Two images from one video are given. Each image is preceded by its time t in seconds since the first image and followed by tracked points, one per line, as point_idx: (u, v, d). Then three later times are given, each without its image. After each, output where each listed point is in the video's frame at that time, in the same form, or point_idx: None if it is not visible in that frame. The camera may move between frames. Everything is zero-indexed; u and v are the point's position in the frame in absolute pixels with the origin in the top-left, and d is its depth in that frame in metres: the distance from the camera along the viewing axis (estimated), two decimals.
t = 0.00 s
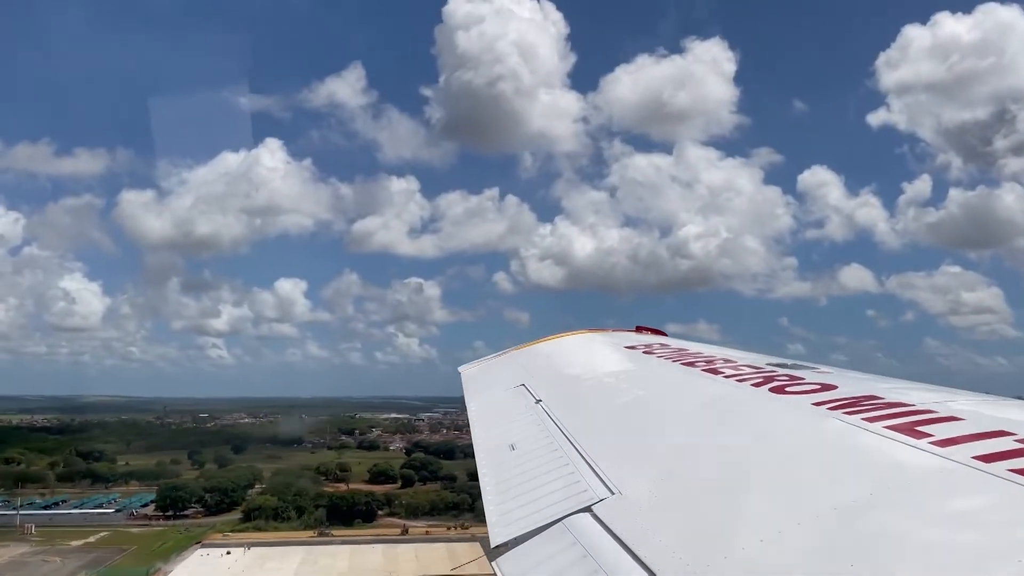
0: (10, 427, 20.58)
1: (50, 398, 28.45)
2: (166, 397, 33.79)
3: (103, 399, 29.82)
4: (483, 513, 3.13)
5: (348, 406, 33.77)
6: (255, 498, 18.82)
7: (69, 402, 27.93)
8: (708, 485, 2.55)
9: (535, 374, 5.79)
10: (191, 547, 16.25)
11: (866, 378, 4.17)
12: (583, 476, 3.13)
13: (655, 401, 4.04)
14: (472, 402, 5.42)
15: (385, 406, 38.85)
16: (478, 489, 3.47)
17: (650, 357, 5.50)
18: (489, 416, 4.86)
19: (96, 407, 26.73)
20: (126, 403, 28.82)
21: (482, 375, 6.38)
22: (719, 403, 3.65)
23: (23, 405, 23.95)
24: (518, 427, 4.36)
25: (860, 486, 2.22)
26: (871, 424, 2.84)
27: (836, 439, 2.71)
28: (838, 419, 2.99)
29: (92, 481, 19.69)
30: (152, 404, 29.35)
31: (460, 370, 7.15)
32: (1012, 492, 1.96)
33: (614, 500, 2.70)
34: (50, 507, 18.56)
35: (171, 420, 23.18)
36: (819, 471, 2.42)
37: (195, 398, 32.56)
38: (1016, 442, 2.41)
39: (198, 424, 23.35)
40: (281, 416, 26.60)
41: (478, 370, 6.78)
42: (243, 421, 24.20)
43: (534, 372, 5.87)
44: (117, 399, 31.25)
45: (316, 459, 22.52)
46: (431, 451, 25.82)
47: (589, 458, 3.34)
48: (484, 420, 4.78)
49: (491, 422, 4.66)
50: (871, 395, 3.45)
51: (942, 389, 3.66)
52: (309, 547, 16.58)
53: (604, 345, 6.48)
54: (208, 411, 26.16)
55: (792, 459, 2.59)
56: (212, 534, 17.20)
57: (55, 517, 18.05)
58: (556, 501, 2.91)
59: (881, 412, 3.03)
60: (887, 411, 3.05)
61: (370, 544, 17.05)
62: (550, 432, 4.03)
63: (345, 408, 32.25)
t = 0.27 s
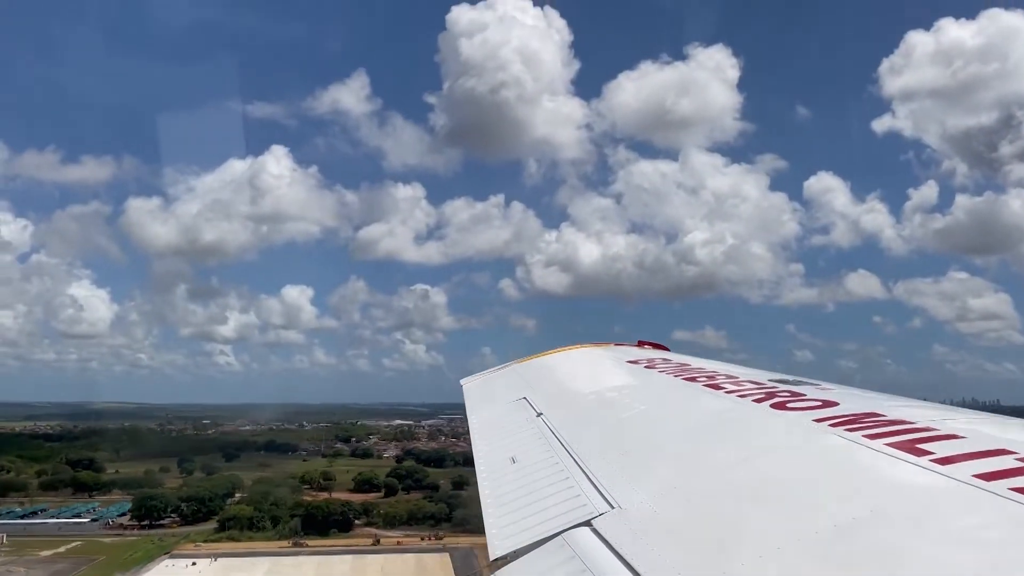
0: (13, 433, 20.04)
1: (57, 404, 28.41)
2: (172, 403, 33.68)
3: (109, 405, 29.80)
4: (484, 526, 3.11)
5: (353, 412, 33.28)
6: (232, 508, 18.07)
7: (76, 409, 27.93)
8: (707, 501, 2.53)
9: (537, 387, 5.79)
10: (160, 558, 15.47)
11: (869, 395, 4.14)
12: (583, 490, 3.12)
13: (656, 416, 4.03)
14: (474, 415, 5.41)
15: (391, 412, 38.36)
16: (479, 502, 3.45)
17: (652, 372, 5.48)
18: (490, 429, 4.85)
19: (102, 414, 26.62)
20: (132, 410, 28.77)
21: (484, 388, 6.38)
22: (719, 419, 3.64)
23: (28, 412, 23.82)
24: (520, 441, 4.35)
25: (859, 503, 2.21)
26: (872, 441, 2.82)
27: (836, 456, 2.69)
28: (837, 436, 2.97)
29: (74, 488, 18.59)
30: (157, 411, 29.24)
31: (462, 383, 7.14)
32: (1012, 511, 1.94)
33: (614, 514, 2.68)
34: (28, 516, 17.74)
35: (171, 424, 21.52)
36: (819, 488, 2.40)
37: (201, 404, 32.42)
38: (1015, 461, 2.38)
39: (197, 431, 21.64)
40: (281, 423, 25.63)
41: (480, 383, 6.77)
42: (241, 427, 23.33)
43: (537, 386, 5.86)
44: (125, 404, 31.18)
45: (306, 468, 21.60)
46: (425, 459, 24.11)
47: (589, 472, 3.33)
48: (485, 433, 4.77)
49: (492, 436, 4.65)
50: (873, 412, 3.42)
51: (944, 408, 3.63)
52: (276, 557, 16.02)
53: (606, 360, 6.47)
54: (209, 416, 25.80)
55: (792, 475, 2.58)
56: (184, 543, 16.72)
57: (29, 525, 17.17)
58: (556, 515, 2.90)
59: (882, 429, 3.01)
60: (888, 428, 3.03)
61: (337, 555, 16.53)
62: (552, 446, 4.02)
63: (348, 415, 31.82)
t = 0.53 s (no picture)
0: (7, 435, 19.72)
1: (61, 405, 28.30)
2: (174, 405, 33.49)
3: (112, 408, 29.69)
4: (486, 538, 3.10)
5: (355, 417, 32.74)
6: (206, 513, 16.84)
7: (81, 410, 27.86)
8: (711, 518, 2.51)
9: (542, 399, 5.76)
10: (128, 564, 14.22)
11: (876, 416, 4.10)
12: (586, 503, 3.09)
13: (660, 431, 4.00)
14: (479, 425, 5.39)
15: (394, 417, 37.89)
16: (481, 514, 3.44)
17: (658, 386, 5.45)
18: (495, 439, 4.83)
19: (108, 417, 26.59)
20: (134, 412, 28.67)
21: (489, 399, 6.37)
22: (725, 436, 3.61)
23: (29, 413, 23.52)
24: (525, 452, 4.33)
25: (865, 526, 2.18)
26: (879, 462, 2.80)
27: (843, 477, 2.67)
28: (843, 456, 2.95)
29: (55, 493, 17.36)
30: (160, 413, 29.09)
31: (467, 393, 7.12)
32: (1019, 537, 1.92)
33: (617, 529, 2.66)
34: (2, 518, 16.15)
35: (170, 427, 20.82)
36: (827, 508, 2.37)
37: (202, 407, 32.21)
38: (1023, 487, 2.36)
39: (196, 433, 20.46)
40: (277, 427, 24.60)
41: (485, 393, 6.75)
42: (242, 431, 22.27)
43: (543, 397, 5.84)
44: (129, 406, 31.00)
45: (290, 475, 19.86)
46: (414, 466, 22.65)
47: (593, 486, 3.31)
48: (489, 444, 4.76)
49: (496, 447, 4.64)
50: (881, 433, 3.39)
51: (952, 431, 3.59)
52: (241, 566, 14.76)
53: (613, 372, 6.45)
54: (211, 417, 25.15)
55: (799, 495, 2.55)
56: (153, 549, 15.34)
57: None
58: (558, 528, 2.89)
59: (890, 451, 2.98)
60: (896, 450, 3.00)
61: (305, 561, 15.59)
62: (556, 458, 4.01)
63: (350, 418, 31.46)
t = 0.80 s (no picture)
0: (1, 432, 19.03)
1: (64, 403, 28.21)
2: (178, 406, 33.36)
3: (115, 407, 29.59)
4: (495, 548, 3.08)
5: (356, 420, 32.19)
6: (176, 515, 15.99)
7: (85, 409, 27.79)
8: (724, 534, 2.48)
9: (554, 407, 5.72)
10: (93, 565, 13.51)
11: (890, 433, 4.06)
12: (597, 516, 3.06)
13: (672, 443, 3.97)
14: (490, 432, 5.36)
15: (395, 421, 37.47)
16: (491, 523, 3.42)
17: (668, 398, 5.41)
18: (505, 447, 4.81)
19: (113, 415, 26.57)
20: (138, 412, 28.61)
21: (500, 405, 6.33)
22: (737, 450, 3.57)
23: (31, 411, 23.39)
24: (535, 461, 4.30)
25: (880, 548, 2.14)
26: (894, 483, 2.75)
27: (858, 496, 2.62)
28: (858, 475, 2.90)
29: (32, 493, 16.58)
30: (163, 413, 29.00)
31: (478, 398, 7.08)
32: None
33: (628, 543, 2.64)
34: None
35: (166, 427, 20.65)
36: (841, 528, 2.34)
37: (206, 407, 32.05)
38: None
39: (191, 436, 20.22)
40: (273, 429, 23.95)
41: (496, 399, 6.71)
42: (238, 433, 21.52)
43: (553, 405, 5.81)
44: (130, 405, 30.86)
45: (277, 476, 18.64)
46: (401, 471, 21.29)
47: (604, 498, 3.28)
48: (500, 451, 4.73)
49: (506, 455, 4.61)
50: (894, 451, 3.36)
51: (966, 451, 3.55)
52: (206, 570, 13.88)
53: (625, 382, 6.40)
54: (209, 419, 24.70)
55: (814, 514, 2.51)
56: (121, 551, 14.53)
57: None
58: (569, 541, 2.86)
59: (906, 471, 2.93)
60: (912, 470, 2.95)
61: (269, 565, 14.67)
62: (567, 468, 3.98)
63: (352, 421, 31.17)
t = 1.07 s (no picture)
0: None
1: (63, 399, 28.12)
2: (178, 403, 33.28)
3: (115, 404, 29.52)
4: (503, 557, 3.08)
5: (354, 423, 31.81)
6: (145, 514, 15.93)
7: (85, 405, 27.77)
8: (731, 547, 2.48)
9: (562, 418, 5.71)
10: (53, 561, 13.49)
11: (900, 448, 4.04)
12: (605, 527, 3.06)
13: (683, 454, 3.95)
14: (498, 441, 5.36)
15: (393, 424, 37.14)
16: (500, 533, 3.42)
17: (677, 409, 5.40)
18: (514, 457, 4.80)
19: (113, 412, 26.56)
20: (137, 409, 28.54)
21: (509, 415, 6.33)
22: (748, 463, 3.55)
23: (30, 406, 23.37)
24: (544, 472, 4.30)
25: (888, 562, 2.14)
26: (903, 497, 2.74)
27: (868, 511, 2.61)
28: (867, 489, 2.89)
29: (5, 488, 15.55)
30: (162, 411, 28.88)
31: (487, 408, 7.07)
32: None
33: (636, 555, 2.63)
34: None
35: (159, 425, 19.99)
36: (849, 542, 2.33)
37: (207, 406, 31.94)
38: None
39: (183, 435, 19.43)
40: (266, 429, 23.48)
41: (505, 408, 6.71)
42: (232, 432, 21.01)
43: (562, 415, 5.81)
44: (129, 402, 30.73)
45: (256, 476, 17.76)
46: (383, 475, 20.15)
47: (612, 509, 3.27)
48: (508, 461, 4.72)
49: (515, 465, 4.60)
50: (905, 466, 3.34)
51: (977, 466, 3.53)
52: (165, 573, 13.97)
53: (634, 394, 6.38)
54: (204, 418, 24.25)
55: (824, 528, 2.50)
56: (82, 550, 14.38)
57: None
58: (575, 552, 2.86)
59: (915, 485, 2.92)
60: (921, 485, 2.94)
61: (227, 569, 14.90)
62: (576, 479, 3.97)
63: (350, 423, 30.99)
